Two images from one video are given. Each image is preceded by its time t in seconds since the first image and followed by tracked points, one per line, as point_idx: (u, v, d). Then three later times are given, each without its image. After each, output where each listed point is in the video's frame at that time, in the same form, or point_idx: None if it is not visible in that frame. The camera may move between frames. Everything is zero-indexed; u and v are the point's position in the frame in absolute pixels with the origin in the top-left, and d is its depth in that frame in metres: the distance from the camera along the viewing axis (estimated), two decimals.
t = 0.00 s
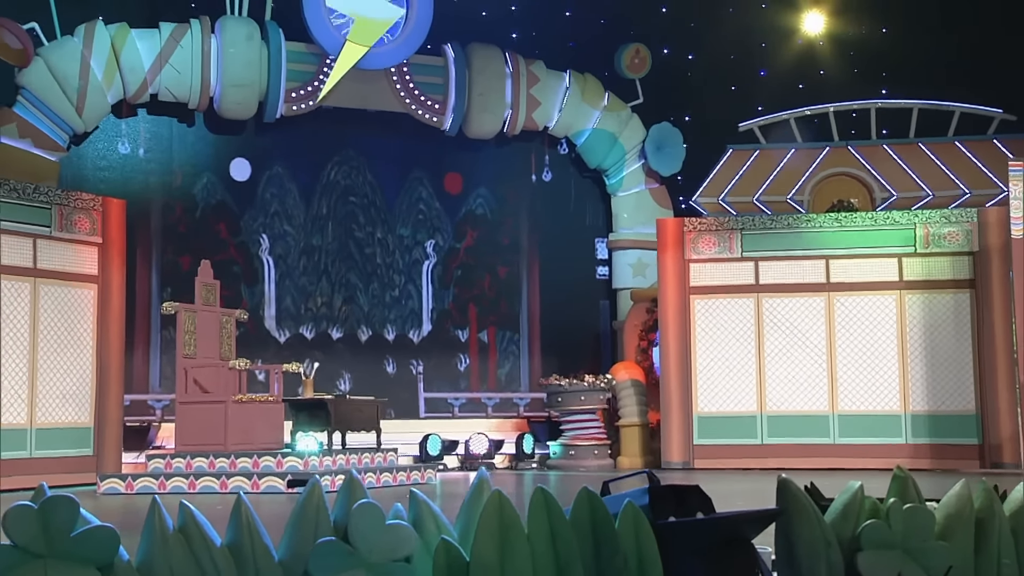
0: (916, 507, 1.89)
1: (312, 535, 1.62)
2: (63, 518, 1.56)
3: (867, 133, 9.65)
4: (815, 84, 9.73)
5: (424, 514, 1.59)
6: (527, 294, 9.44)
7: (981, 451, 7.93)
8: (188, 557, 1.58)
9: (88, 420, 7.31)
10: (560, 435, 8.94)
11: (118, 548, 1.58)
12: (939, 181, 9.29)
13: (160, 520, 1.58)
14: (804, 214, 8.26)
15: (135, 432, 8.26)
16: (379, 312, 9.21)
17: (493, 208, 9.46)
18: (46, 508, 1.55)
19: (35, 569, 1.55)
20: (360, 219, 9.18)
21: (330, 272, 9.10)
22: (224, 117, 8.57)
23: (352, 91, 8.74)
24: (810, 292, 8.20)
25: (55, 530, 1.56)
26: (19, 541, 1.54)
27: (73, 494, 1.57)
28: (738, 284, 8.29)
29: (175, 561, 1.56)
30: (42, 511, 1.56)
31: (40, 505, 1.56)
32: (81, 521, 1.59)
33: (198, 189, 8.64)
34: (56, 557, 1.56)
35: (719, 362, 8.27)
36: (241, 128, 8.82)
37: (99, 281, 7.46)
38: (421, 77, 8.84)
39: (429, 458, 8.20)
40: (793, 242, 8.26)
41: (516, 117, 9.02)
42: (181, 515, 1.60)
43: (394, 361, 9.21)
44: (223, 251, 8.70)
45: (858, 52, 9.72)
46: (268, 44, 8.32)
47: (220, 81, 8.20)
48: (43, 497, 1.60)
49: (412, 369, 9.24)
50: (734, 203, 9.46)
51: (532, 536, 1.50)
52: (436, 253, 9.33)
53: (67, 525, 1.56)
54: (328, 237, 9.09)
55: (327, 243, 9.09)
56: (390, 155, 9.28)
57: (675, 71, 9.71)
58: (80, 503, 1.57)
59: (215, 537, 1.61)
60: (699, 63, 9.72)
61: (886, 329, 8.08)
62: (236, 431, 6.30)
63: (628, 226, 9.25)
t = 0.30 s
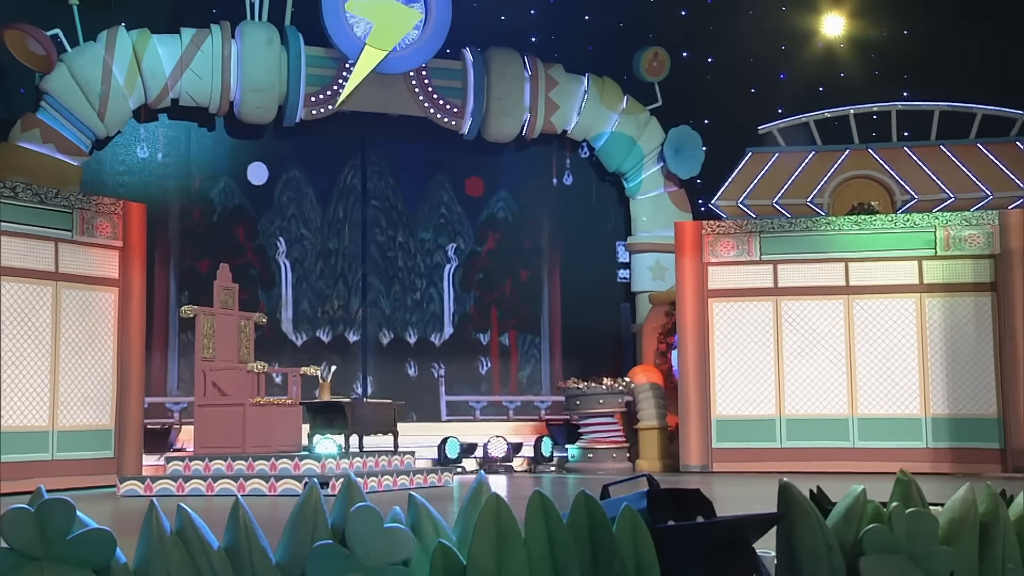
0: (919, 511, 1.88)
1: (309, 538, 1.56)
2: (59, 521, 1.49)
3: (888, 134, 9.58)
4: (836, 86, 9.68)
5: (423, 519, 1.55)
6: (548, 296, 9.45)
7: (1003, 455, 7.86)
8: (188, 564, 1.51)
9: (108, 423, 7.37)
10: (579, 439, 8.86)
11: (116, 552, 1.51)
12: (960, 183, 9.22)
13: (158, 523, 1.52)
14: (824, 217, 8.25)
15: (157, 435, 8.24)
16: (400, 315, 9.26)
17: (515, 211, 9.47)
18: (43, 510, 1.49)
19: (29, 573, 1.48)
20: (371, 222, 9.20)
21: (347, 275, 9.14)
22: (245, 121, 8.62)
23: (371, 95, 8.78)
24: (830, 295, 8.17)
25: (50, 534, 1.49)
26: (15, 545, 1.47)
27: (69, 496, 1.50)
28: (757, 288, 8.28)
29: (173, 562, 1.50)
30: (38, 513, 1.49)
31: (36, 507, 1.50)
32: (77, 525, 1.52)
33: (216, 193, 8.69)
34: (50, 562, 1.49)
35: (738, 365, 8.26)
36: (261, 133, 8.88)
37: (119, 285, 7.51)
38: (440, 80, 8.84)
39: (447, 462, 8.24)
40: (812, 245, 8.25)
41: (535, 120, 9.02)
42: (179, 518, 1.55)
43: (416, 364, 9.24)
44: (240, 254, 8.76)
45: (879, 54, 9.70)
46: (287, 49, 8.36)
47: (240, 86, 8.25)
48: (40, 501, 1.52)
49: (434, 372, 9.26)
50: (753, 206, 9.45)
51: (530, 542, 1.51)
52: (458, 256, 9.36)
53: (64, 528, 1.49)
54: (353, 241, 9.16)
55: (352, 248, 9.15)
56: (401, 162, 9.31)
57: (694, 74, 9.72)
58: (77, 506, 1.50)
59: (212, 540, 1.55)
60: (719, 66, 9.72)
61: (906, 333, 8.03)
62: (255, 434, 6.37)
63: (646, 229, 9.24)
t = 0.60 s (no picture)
0: (928, 514, 1.87)
1: (313, 541, 1.52)
2: (62, 522, 1.50)
3: (911, 136, 9.56)
4: (859, 88, 9.65)
5: (425, 522, 1.56)
6: (575, 300, 9.48)
7: None
8: (190, 566, 1.49)
9: (132, 424, 7.43)
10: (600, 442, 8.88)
11: (119, 552, 1.54)
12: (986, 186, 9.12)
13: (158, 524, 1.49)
14: (846, 219, 8.21)
15: (181, 436, 8.51)
16: (428, 317, 9.31)
17: (542, 214, 9.50)
18: (45, 512, 1.50)
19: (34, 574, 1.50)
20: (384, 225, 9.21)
21: (362, 277, 9.15)
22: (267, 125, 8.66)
23: (392, 98, 8.82)
24: (852, 297, 8.15)
25: (53, 536, 1.51)
26: (19, 546, 1.49)
27: (71, 498, 1.51)
28: (778, 289, 8.26)
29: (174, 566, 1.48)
30: (41, 514, 1.50)
31: (39, 509, 1.50)
32: (80, 525, 1.54)
33: (232, 196, 8.75)
34: (53, 562, 1.51)
35: (759, 367, 8.25)
36: (284, 136, 8.96)
37: (142, 289, 7.55)
38: (460, 83, 8.85)
39: (468, 463, 8.25)
40: (834, 247, 8.21)
41: (555, 124, 9.03)
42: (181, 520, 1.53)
43: (444, 366, 9.30)
44: (257, 257, 8.82)
45: (904, 55, 9.64)
46: (310, 53, 8.40)
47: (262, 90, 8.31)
48: (44, 502, 1.51)
49: (462, 374, 9.32)
50: (775, 208, 9.39)
51: (532, 544, 1.52)
52: (485, 259, 9.42)
53: (67, 530, 1.51)
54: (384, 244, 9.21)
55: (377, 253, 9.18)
56: (412, 165, 9.32)
57: (716, 75, 9.71)
58: (79, 506, 1.51)
59: (215, 542, 1.53)
60: (741, 68, 9.70)
61: (929, 335, 7.99)
62: (276, 436, 6.42)
63: (667, 232, 9.21)
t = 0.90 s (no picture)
0: (928, 516, 1.83)
1: (309, 544, 1.49)
2: (60, 524, 1.41)
3: (928, 137, 9.53)
4: (874, 89, 9.63)
5: (423, 522, 1.58)
6: (598, 303, 9.47)
7: None
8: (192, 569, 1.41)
9: (147, 426, 7.48)
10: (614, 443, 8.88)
11: (117, 554, 1.45)
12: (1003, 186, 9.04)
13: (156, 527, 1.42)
14: (860, 221, 8.20)
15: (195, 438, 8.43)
16: (451, 320, 9.36)
17: (564, 216, 9.52)
18: (42, 513, 1.41)
19: None
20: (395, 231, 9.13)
21: (366, 279, 9.10)
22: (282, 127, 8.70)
23: (406, 100, 8.85)
24: (866, 298, 8.13)
25: (49, 537, 1.41)
26: (15, 548, 1.40)
27: (70, 500, 1.41)
28: (792, 290, 8.24)
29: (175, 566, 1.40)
30: (38, 516, 1.41)
31: (37, 510, 1.42)
32: (77, 525, 1.45)
33: (237, 198, 8.83)
34: (47, 564, 1.42)
35: (773, 369, 8.23)
36: (298, 138, 9.01)
37: (157, 290, 7.60)
38: (474, 86, 8.89)
39: (482, 464, 8.34)
40: (848, 248, 8.20)
41: (569, 125, 9.04)
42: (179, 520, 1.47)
43: (468, 368, 9.35)
44: (260, 258, 8.90)
45: (919, 56, 9.61)
46: (324, 55, 8.42)
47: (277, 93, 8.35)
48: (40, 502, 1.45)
49: (485, 376, 9.37)
50: (791, 209, 9.30)
51: (529, 545, 1.53)
52: (508, 261, 9.45)
53: (64, 531, 1.41)
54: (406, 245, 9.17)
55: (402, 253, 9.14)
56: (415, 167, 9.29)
57: (730, 77, 9.70)
58: (77, 508, 1.42)
59: (215, 543, 1.46)
60: (756, 69, 9.69)
61: (944, 336, 7.97)
62: (290, 437, 6.44)
63: (682, 233, 9.21)
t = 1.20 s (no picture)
0: (925, 518, 1.81)
1: (303, 544, 1.50)
2: (51, 525, 1.42)
3: (938, 137, 9.51)
4: (884, 89, 9.61)
5: (418, 524, 1.58)
6: (614, 304, 9.50)
7: None
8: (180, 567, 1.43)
9: (157, 426, 7.50)
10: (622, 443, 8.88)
11: (110, 556, 1.45)
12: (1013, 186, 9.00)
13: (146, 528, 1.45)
14: (869, 221, 8.18)
15: (205, 438, 8.52)
16: (470, 320, 9.39)
17: (581, 217, 9.54)
18: (33, 514, 1.42)
19: None
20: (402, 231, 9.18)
21: (365, 279, 9.17)
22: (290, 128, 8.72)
23: (414, 101, 8.88)
24: (875, 299, 8.11)
25: (42, 537, 1.42)
26: (6, 548, 1.41)
27: (61, 500, 1.42)
28: (801, 291, 8.23)
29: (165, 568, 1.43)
30: (30, 516, 1.42)
31: (28, 511, 1.42)
32: (70, 526, 1.46)
33: (234, 197, 8.81)
34: (39, 566, 1.42)
35: (782, 370, 8.23)
36: (307, 139, 9.05)
37: (166, 291, 7.63)
38: (482, 86, 8.90)
39: (490, 466, 8.33)
40: (857, 248, 8.19)
41: (578, 126, 9.02)
42: (173, 522, 1.48)
43: (485, 368, 9.39)
44: (258, 258, 8.88)
45: (929, 56, 9.59)
46: (333, 57, 8.46)
47: (286, 94, 8.37)
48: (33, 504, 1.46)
49: (502, 377, 9.41)
50: (800, 210, 9.21)
51: (522, 548, 1.54)
52: (526, 262, 9.49)
53: (56, 531, 1.42)
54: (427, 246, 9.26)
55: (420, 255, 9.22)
56: (414, 166, 9.29)
57: (739, 77, 9.69)
58: (69, 508, 1.43)
59: (207, 544, 1.47)
60: (765, 69, 9.67)
61: (953, 337, 7.94)
62: (297, 438, 6.47)
63: (691, 233, 9.21)
